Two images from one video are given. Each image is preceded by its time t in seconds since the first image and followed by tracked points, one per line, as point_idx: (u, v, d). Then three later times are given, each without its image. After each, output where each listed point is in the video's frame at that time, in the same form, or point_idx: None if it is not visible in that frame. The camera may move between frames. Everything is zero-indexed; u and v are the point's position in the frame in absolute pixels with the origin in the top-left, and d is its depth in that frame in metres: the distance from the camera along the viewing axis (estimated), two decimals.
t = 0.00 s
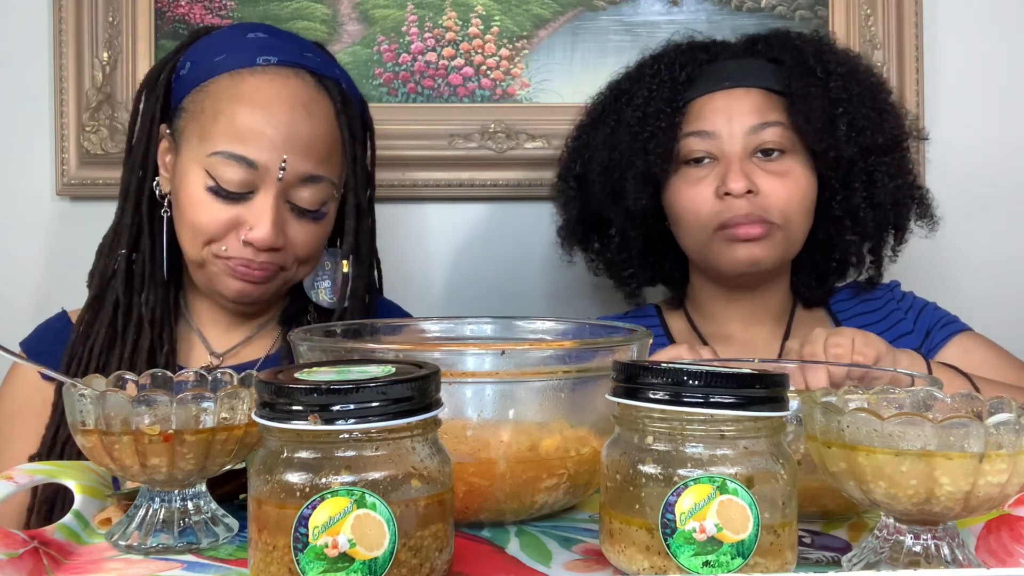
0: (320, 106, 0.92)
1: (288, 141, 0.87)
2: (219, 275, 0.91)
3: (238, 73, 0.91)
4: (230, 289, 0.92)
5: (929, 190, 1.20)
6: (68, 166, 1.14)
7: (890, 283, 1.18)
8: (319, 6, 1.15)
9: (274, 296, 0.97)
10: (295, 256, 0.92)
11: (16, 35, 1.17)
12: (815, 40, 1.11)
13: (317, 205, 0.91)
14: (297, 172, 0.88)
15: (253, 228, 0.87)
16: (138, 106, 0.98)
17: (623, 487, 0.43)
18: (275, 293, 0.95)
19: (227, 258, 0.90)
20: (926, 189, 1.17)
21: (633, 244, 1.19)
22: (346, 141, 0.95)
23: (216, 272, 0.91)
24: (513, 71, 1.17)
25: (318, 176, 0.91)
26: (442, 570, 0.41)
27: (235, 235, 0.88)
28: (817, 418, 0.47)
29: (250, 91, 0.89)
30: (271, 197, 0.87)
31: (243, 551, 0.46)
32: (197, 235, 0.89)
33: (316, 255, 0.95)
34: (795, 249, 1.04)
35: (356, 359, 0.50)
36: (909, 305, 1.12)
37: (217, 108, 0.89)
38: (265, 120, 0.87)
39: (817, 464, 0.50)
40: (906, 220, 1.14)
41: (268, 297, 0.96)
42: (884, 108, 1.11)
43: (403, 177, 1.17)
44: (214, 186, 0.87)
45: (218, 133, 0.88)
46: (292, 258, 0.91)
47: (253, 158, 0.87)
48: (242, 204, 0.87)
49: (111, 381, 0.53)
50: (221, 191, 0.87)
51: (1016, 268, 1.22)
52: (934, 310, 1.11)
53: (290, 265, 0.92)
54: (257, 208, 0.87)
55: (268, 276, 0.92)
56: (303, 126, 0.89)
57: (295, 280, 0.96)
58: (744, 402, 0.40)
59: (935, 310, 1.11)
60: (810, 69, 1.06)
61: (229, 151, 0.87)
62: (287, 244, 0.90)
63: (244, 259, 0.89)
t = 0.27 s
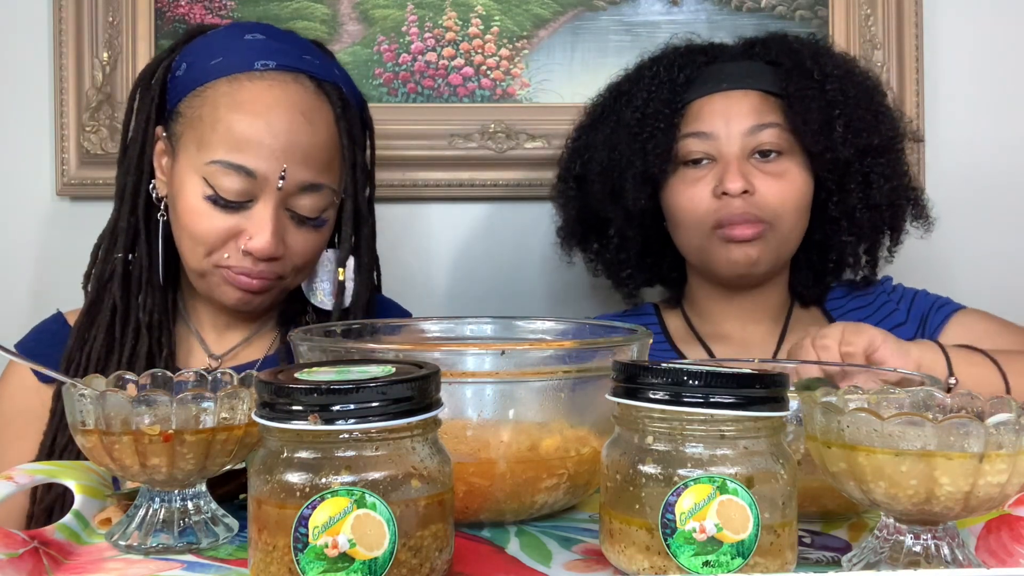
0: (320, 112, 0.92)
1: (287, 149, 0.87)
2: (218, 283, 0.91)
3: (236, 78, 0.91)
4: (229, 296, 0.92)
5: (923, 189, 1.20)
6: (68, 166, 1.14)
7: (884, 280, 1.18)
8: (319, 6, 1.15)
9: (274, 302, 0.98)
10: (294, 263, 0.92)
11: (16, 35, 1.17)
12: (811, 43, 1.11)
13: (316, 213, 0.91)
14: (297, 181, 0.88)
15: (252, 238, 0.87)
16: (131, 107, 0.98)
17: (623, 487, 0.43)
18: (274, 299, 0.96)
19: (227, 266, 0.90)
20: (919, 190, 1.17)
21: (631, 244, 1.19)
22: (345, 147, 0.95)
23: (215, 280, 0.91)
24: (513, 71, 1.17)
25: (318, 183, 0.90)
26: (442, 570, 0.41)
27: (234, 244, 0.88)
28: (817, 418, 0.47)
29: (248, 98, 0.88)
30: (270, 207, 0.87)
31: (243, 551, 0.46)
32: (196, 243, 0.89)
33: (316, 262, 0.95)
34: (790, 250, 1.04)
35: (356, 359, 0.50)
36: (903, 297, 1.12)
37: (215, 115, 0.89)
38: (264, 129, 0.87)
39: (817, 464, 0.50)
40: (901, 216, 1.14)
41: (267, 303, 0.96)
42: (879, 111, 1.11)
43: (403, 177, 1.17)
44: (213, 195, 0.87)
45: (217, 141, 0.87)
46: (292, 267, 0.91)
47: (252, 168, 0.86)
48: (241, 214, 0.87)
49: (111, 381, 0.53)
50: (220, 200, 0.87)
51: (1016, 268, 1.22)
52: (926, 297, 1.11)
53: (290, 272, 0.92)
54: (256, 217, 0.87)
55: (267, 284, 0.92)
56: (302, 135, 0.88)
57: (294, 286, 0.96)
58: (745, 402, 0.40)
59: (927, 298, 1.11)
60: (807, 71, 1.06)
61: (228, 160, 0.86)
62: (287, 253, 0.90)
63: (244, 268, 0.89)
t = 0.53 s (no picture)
0: (314, 115, 0.92)
1: (283, 153, 0.87)
2: (215, 289, 0.92)
3: (230, 82, 0.91)
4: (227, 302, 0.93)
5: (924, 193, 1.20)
6: (68, 166, 1.14)
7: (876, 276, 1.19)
8: (319, 6, 1.15)
9: (271, 307, 0.98)
10: (291, 267, 0.92)
11: (16, 35, 1.17)
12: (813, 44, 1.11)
13: (312, 216, 0.91)
14: (292, 185, 0.88)
15: (247, 244, 0.87)
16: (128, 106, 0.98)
17: (623, 487, 0.43)
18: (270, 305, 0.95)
19: (223, 273, 0.90)
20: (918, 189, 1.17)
21: (632, 243, 1.18)
22: (340, 150, 0.95)
23: (212, 287, 0.92)
24: (513, 71, 1.17)
25: (313, 187, 0.90)
26: (442, 570, 0.41)
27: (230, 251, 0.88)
28: (817, 418, 0.47)
29: (242, 103, 0.88)
30: (265, 211, 0.87)
31: (243, 551, 0.46)
32: (192, 249, 0.89)
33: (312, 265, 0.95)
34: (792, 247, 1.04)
35: (356, 359, 0.50)
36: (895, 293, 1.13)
37: (209, 118, 0.89)
38: (259, 132, 0.87)
39: (817, 464, 0.50)
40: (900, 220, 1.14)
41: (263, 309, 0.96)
42: (881, 108, 1.11)
43: (402, 177, 1.17)
44: (207, 200, 0.87)
45: (212, 147, 0.87)
46: (288, 271, 0.91)
47: (246, 172, 0.86)
48: (236, 218, 0.87)
49: (111, 382, 0.53)
50: (216, 206, 0.87)
51: (1016, 268, 1.22)
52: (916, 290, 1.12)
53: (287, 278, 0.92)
54: (251, 222, 0.87)
55: (264, 290, 0.92)
56: (297, 138, 0.88)
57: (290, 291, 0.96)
58: (744, 402, 0.40)
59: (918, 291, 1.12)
60: (809, 68, 1.06)
61: (222, 165, 0.86)
62: (283, 258, 0.90)
63: (241, 274, 0.89)
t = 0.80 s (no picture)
0: (323, 107, 0.92)
1: (292, 142, 0.88)
2: (217, 280, 0.91)
3: (239, 73, 0.91)
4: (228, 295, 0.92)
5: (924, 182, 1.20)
6: (68, 166, 1.14)
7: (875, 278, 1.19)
8: (319, 6, 1.15)
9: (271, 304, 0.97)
10: (295, 258, 0.92)
11: (16, 34, 1.17)
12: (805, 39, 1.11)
13: (318, 206, 0.92)
14: (301, 173, 0.89)
15: (254, 231, 0.87)
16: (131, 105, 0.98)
17: (623, 487, 0.43)
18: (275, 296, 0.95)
19: (227, 262, 0.90)
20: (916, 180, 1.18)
21: (635, 247, 1.18)
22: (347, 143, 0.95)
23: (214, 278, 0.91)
24: (513, 71, 1.17)
25: (321, 176, 0.91)
26: (442, 570, 0.41)
27: (236, 238, 0.88)
28: (817, 418, 0.47)
29: (252, 92, 0.89)
30: (275, 198, 0.88)
31: (243, 551, 0.46)
32: (197, 238, 0.89)
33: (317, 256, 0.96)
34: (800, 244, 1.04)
35: (356, 359, 0.50)
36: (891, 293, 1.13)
37: (218, 107, 0.89)
38: (268, 121, 0.87)
39: (817, 464, 0.50)
40: (900, 207, 1.13)
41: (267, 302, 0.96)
42: (876, 101, 1.11)
43: (402, 177, 1.17)
44: (215, 189, 0.87)
45: (220, 134, 0.88)
46: (294, 260, 0.92)
47: (256, 160, 0.87)
48: (245, 206, 0.88)
49: (111, 382, 0.53)
50: (223, 193, 0.87)
51: (1016, 268, 1.22)
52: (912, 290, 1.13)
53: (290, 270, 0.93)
54: (260, 210, 0.88)
55: (267, 281, 0.92)
56: (305, 127, 0.89)
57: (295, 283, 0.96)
58: (744, 402, 0.40)
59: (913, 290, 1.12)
60: (802, 65, 1.06)
61: (231, 152, 0.87)
62: (288, 249, 0.90)
63: (245, 263, 0.89)
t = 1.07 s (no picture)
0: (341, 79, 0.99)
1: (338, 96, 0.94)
2: (282, 227, 0.89)
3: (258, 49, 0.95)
4: (291, 242, 0.90)
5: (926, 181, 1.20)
6: (68, 166, 1.14)
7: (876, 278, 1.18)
8: (319, 6, 1.15)
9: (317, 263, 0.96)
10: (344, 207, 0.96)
11: (16, 34, 1.17)
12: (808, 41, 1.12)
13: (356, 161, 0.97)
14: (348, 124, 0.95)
15: (325, 166, 0.90)
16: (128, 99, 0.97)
17: (623, 487, 0.43)
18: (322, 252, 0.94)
19: (293, 204, 0.89)
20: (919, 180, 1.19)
21: (638, 249, 1.17)
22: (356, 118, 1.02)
23: (279, 224, 0.89)
24: (513, 71, 1.17)
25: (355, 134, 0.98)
26: (442, 570, 0.41)
27: (303, 177, 0.89)
28: (817, 419, 0.47)
29: (284, 59, 0.93)
30: (331, 143, 0.92)
31: (243, 551, 0.46)
32: (256, 185, 0.88)
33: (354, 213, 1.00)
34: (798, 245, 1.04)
35: (356, 359, 0.50)
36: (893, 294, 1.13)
37: (252, 71, 0.91)
38: (312, 77, 0.92)
39: (817, 464, 0.50)
40: (903, 207, 1.13)
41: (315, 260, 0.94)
42: (880, 103, 1.12)
43: (402, 177, 1.17)
44: (274, 134, 0.89)
45: (267, 88, 0.90)
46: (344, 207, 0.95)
47: (314, 107, 0.91)
48: (304, 150, 0.90)
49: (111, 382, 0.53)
50: (284, 136, 0.89)
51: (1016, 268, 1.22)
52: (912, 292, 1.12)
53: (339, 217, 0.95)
54: (320, 153, 0.91)
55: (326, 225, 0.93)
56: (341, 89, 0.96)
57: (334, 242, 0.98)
58: (745, 402, 0.40)
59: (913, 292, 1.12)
60: (806, 68, 1.06)
61: (287, 98, 0.90)
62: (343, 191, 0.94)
63: (313, 200, 0.90)
